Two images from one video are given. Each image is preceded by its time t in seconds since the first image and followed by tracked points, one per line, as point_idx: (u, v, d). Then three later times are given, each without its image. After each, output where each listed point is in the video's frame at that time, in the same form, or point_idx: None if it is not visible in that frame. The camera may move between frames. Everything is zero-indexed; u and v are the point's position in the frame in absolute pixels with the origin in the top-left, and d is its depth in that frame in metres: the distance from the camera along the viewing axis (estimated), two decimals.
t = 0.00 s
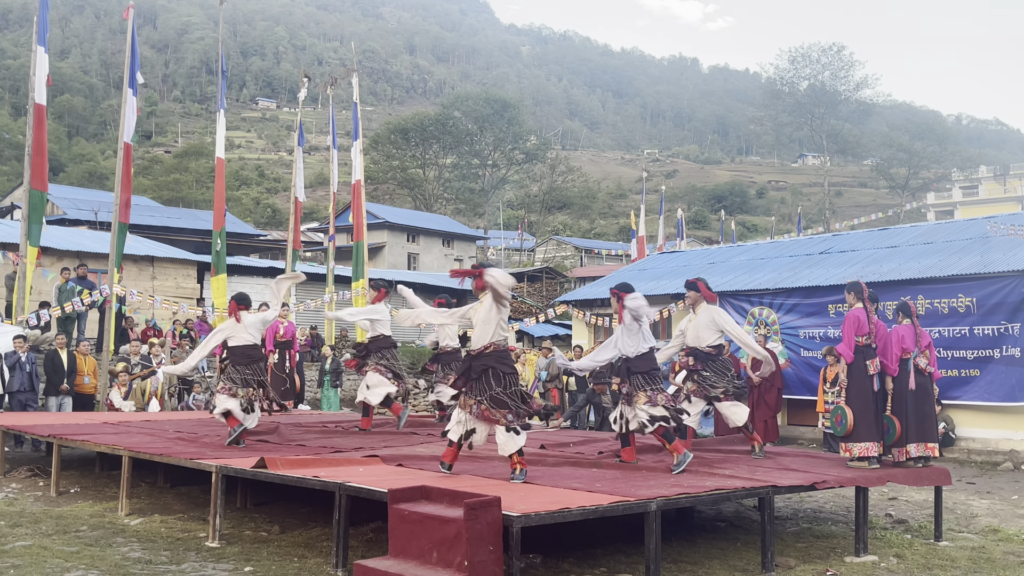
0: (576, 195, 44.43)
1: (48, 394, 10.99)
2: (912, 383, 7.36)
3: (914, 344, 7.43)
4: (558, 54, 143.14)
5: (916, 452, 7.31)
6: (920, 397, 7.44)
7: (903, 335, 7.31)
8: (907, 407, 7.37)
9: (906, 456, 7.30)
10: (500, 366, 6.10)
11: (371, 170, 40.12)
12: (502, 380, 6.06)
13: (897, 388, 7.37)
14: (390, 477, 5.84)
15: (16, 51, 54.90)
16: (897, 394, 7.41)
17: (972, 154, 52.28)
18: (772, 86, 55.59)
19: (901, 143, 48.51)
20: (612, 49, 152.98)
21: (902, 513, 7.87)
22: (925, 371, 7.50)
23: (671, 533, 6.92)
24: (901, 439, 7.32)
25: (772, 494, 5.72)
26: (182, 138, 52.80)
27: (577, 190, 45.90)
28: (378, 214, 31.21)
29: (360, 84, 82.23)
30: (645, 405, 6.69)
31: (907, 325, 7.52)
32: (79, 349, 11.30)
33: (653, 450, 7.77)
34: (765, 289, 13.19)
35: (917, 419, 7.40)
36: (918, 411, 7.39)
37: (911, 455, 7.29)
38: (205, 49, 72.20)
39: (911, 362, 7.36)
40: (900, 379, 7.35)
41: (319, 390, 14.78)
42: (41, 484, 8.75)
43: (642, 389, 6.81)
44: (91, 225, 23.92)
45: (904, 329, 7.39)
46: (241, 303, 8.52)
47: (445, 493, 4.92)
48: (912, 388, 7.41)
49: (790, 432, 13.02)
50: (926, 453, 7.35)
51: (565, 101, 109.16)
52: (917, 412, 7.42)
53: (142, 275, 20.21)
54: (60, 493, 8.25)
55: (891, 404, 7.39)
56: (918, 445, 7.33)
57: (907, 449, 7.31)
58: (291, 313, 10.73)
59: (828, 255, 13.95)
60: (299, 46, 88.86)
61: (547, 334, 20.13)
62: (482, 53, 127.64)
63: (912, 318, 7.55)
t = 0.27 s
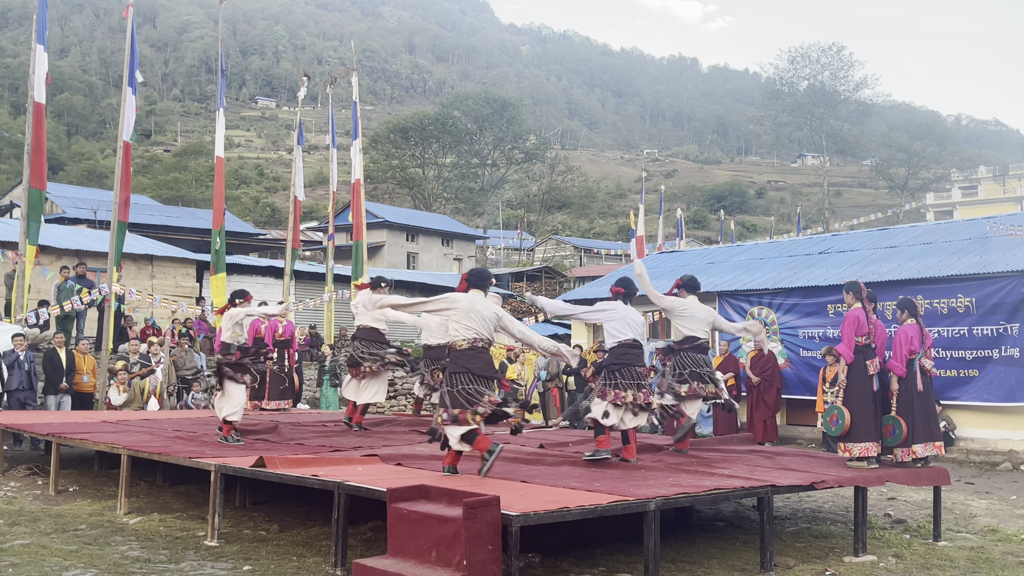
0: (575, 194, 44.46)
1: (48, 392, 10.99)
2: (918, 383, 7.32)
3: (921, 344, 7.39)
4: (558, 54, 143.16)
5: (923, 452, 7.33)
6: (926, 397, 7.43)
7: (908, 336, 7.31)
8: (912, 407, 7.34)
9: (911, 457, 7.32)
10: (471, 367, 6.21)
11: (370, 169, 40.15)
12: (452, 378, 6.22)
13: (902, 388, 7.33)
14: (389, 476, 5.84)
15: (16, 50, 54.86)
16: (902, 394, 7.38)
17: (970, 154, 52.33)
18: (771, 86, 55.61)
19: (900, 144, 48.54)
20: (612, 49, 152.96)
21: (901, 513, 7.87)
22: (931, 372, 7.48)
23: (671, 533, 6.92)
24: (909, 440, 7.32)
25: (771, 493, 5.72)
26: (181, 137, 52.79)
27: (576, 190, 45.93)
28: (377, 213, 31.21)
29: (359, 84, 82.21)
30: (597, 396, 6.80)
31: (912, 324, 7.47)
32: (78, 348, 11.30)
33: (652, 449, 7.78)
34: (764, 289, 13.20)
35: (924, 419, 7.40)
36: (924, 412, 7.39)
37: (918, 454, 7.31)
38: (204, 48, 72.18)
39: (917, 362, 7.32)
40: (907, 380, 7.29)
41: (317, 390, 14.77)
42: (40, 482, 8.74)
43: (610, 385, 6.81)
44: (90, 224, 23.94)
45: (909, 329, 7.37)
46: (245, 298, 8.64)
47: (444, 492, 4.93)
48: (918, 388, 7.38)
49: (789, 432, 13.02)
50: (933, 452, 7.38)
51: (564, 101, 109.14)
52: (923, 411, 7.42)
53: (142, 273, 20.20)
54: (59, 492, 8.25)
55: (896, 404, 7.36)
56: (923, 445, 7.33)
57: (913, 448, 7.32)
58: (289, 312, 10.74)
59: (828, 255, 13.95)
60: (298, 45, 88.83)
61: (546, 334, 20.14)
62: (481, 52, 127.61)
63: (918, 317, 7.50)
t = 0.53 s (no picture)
0: (575, 194, 44.50)
1: (47, 392, 11.00)
2: (919, 383, 7.32)
3: (922, 345, 7.39)
4: (557, 54, 143.16)
5: (926, 452, 7.29)
6: (927, 398, 7.42)
7: (909, 336, 7.31)
8: (914, 408, 7.33)
9: (915, 458, 7.25)
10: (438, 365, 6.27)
11: (370, 168, 40.18)
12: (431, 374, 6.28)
13: (904, 389, 7.32)
14: (388, 476, 5.84)
15: (15, 49, 54.84)
16: (904, 395, 7.36)
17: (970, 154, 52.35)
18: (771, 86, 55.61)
19: (900, 144, 48.56)
20: (612, 48, 152.99)
21: (901, 514, 7.87)
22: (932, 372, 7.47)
23: (670, 533, 6.93)
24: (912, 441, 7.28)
25: (770, 494, 5.71)
26: (181, 136, 52.79)
27: (576, 190, 45.93)
28: (377, 213, 31.20)
29: (359, 83, 82.20)
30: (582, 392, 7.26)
31: (913, 325, 7.47)
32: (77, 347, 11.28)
33: (650, 448, 7.79)
34: (763, 289, 13.19)
35: (926, 420, 7.39)
36: (925, 413, 7.38)
37: (922, 456, 7.27)
38: (204, 48, 72.16)
39: (917, 363, 7.32)
40: (908, 381, 7.29)
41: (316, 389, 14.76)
42: (39, 481, 8.74)
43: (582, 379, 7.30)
44: (89, 223, 23.94)
45: (911, 330, 7.37)
46: (233, 300, 8.55)
47: (443, 492, 4.92)
48: (918, 389, 7.37)
49: (788, 432, 13.03)
50: (935, 452, 7.35)
51: (564, 101, 109.12)
52: (926, 412, 7.40)
53: (141, 273, 20.21)
54: (58, 491, 8.25)
55: (898, 405, 7.34)
56: (927, 446, 7.30)
57: (917, 449, 7.28)
58: (289, 312, 10.76)
59: (827, 255, 13.95)
60: (298, 44, 88.80)
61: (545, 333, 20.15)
62: (481, 52, 127.58)
63: (919, 318, 7.50)
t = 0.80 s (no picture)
0: (574, 194, 44.50)
1: (46, 391, 10.99)
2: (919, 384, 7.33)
3: (921, 345, 7.40)
4: (557, 54, 143.12)
5: (926, 452, 7.28)
6: (926, 398, 7.43)
7: (909, 336, 7.31)
8: (914, 408, 7.33)
9: (916, 458, 7.23)
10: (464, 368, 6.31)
11: (369, 168, 40.18)
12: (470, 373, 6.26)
13: (905, 390, 7.31)
14: (387, 475, 5.84)
15: (15, 48, 54.80)
16: (904, 395, 7.36)
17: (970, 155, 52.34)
18: (770, 86, 55.58)
19: (899, 144, 48.54)
20: (611, 48, 152.95)
21: (900, 514, 7.87)
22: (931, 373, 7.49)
23: (669, 533, 6.93)
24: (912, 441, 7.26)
25: (769, 494, 5.71)
26: (180, 136, 52.77)
27: (575, 190, 45.92)
28: (376, 212, 31.18)
29: (359, 83, 82.15)
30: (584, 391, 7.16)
31: (912, 325, 7.48)
32: (76, 346, 11.27)
33: (648, 449, 7.78)
34: (763, 289, 13.19)
35: (925, 420, 7.39)
36: (925, 413, 7.38)
37: (923, 456, 7.26)
38: (203, 47, 72.13)
39: (917, 363, 7.34)
40: (909, 381, 7.29)
41: (314, 389, 14.76)
42: (38, 480, 8.74)
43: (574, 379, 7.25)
44: (89, 222, 23.92)
45: (910, 331, 7.37)
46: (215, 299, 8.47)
47: (442, 492, 4.92)
48: (917, 390, 7.37)
49: (787, 433, 13.03)
50: (934, 452, 7.35)
51: (564, 101, 109.08)
52: (925, 412, 7.40)
53: (140, 272, 20.21)
54: (57, 489, 8.25)
55: (899, 405, 7.33)
56: (926, 446, 7.29)
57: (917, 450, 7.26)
58: (288, 312, 10.76)
59: (827, 256, 13.95)
60: (297, 44, 88.76)
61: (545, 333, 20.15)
62: (481, 52, 127.52)
63: (918, 318, 7.51)
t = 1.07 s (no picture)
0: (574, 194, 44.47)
1: (45, 391, 10.98)
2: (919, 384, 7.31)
3: (921, 346, 7.40)
4: (557, 54, 143.09)
5: (925, 453, 7.26)
6: (926, 399, 7.41)
7: (908, 337, 7.32)
8: (914, 408, 7.31)
9: (914, 458, 7.21)
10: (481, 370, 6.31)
11: (369, 168, 40.17)
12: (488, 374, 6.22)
13: (904, 390, 7.30)
14: (387, 475, 5.85)
15: (14, 47, 54.78)
16: (904, 395, 7.35)
17: (970, 155, 52.29)
18: (770, 86, 55.54)
19: (899, 145, 48.49)
20: (611, 49, 152.92)
21: (900, 514, 7.88)
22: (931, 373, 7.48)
23: (668, 533, 6.93)
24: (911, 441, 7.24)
25: (769, 494, 5.72)
26: (180, 136, 52.75)
27: (575, 190, 45.90)
28: (376, 212, 31.15)
29: (358, 83, 82.10)
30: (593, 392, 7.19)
31: (912, 326, 7.47)
32: (75, 346, 11.26)
33: (648, 449, 7.77)
34: (762, 289, 13.20)
35: (925, 420, 7.38)
36: (925, 414, 7.37)
37: (922, 456, 7.25)
38: (203, 47, 72.12)
39: (917, 364, 7.33)
40: (909, 381, 7.28)
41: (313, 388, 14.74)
42: (38, 480, 8.73)
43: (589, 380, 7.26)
44: (88, 222, 23.91)
45: (910, 331, 7.37)
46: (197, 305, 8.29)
47: (442, 492, 4.92)
48: (918, 390, 7.35)
49: (787, 433, 13.04)
50: (933, 453, 7.33)
51: (563, 101, 109.06)
52: (925, 412, 7.39)
53: (139, 272, 20.21)
54: (56, 489, 8.25)
55: (899, 406, 7.31)
56: (926, 446, 7.27)
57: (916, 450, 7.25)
58: (288, 312, 10.77)
59: (826, 256, 13.95)
60: (297, 44, 88.73)
61: (545, 334, 20.15)
62: (481, 52, 127.49)
63: (918, 319, 7.50)
